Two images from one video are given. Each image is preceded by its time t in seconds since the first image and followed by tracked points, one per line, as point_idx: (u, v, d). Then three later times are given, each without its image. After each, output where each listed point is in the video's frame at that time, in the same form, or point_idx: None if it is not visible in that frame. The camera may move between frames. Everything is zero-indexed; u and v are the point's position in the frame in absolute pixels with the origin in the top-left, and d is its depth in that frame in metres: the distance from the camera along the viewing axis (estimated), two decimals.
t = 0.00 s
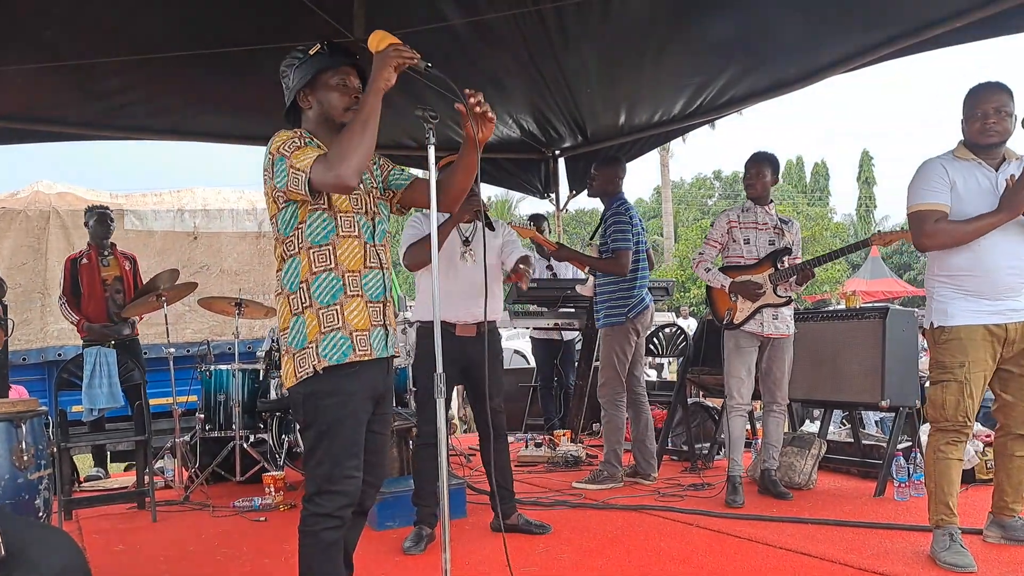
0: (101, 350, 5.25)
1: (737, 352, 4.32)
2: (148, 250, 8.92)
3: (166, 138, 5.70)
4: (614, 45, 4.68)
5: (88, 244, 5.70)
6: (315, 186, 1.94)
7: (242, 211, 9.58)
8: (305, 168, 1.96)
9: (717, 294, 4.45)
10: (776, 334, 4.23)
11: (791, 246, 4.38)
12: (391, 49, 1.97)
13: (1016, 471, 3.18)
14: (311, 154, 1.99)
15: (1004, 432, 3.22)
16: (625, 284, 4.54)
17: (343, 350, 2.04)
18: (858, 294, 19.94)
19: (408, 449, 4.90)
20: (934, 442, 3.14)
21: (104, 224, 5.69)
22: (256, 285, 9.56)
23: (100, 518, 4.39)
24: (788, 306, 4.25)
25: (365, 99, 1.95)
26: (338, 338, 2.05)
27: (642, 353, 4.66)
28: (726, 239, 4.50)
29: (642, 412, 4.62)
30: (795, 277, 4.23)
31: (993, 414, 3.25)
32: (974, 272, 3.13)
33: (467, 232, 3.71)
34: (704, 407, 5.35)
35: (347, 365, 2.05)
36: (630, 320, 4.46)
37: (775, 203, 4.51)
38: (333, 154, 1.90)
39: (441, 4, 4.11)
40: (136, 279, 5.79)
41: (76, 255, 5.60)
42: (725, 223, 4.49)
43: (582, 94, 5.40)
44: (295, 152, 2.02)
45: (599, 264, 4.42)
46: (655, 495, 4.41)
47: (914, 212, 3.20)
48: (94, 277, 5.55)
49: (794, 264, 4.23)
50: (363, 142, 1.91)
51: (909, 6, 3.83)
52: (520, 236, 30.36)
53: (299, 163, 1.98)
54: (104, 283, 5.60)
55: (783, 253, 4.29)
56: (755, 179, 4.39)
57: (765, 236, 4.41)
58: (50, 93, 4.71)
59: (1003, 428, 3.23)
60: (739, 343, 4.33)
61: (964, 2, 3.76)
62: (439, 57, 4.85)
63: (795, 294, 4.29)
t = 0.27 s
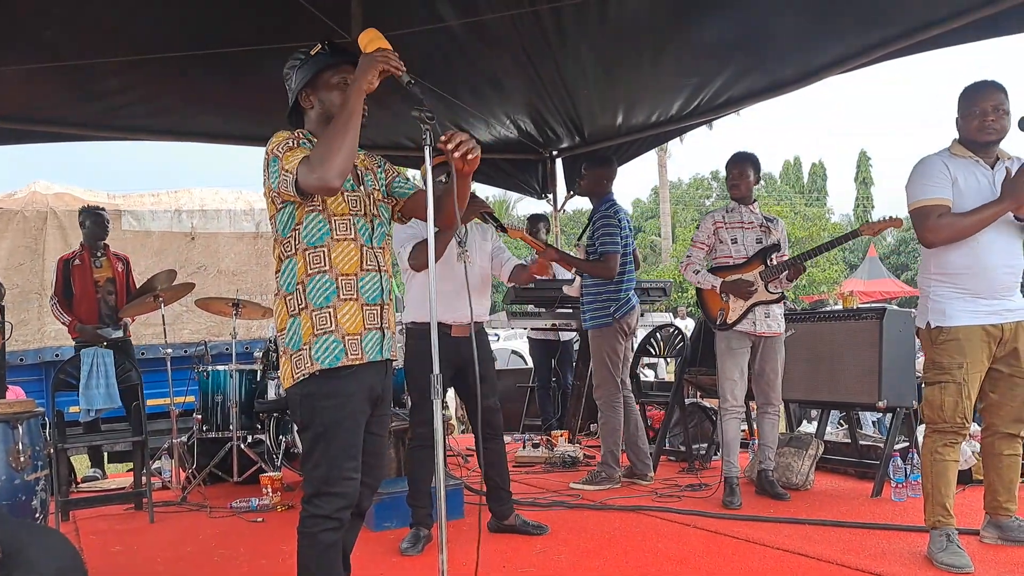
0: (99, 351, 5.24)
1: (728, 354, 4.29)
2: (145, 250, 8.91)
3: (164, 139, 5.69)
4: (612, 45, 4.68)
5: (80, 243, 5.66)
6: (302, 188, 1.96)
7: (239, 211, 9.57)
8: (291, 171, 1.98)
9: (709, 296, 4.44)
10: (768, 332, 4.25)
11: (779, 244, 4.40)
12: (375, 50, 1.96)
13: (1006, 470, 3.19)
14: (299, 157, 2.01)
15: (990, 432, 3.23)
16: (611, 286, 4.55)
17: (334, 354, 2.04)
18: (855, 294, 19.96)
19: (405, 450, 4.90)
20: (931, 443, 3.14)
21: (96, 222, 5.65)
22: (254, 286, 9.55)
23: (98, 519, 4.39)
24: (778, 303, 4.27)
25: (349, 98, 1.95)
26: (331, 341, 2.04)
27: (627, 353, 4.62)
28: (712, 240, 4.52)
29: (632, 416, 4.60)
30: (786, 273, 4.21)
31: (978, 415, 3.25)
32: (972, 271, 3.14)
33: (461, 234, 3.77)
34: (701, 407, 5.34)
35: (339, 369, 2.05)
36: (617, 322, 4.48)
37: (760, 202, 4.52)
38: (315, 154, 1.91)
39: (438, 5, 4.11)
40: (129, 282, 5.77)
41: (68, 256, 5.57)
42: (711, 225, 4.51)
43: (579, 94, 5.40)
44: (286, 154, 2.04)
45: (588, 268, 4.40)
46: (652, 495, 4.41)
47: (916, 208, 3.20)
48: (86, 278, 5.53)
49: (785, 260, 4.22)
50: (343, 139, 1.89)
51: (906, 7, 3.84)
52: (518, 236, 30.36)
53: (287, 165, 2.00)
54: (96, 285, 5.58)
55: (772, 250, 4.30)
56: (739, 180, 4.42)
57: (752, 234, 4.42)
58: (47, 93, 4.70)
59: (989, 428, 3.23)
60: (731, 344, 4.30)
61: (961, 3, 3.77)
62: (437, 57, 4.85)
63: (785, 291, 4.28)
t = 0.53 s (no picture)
0: (95, 351, 5.34)
1: (721, 354, 4.29)
2: (142, 250, 8.89)
3: (161, 139, 5.68)
4: (610, 46, 4.69)
5: (75, 242, 5.66)
6: (295, 198, 1.96)
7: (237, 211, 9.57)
8: (286, 179, 1.98)
9: (699, 297, 4.42)
10: (758, 330, 4.25)
11: (764, 240, 4.42)
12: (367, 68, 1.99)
13: (994, 469, 3.21)
14: (294, 165, 2.01)
15: (974, 433, 3.25)
16: (605, 287, 4.55)
17: (335, 356, 2.04)
18: (853, 294, 19.98)
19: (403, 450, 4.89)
20: (929, 446, 3.13)
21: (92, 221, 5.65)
22: (251, 286, 9.54)
23: (96, 520, 4.37)
24: (768, 300, 4.29)
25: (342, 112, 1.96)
26: (331, 344, 2.05)
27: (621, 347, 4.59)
28: (698, 241, 4.54)
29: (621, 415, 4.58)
30: (774, 268, 4.24)
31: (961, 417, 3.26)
32: (965, 271, 3.14)
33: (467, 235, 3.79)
34: (699, 407, 5.31)
35: (339, 371, 2.05)
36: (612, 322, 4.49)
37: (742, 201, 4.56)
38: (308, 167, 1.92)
39: (436, 5, 4.11)
40: (123, 282, 5.75)
41: (62, 257, 5.54)
42: (695, 226, 4.53)
43: (577, 95, 5.41)
44: (282, 162, 2.04)
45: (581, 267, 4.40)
46: (650, 495, 4.41)
47: (916, 207, 3.14)
48: (80, 279, 5.50)
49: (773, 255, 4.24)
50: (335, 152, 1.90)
51: (903, 7, 3.84)
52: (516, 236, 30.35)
53: (283, 174, 2.00)
54: (90, 285, 5.56)
55: (758, 246, 4.35)
56: (720, 179, 4.45)
57: (737, 232, 4.44)
58: (45, 93, 4.69)
59: (974, 430, 3.24)
60: (723, 344, 4.30)
61: (957, 3, 3.78)
62: (435, 58, 4.85)
63: (774, 286, 4.31)
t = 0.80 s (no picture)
0: (92, 351, 5.40)
1: (714, 354, 4.30)
2: (140, 250, 8.88)
3: (158, 139, 5.68)
4: (607, 45, 4.69)
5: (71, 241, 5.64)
6: (286, 205, 1.96)
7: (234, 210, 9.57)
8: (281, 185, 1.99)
9: (690, 298, 4.41)
10: (752, 329, 4.26)
11: (751, 238, 4.42)
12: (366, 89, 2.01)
13: (989, 467, 3.22)
14: (289, 171, 2.02)
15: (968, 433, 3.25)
16: (607, 287, 4.57)
17: (332, 356, 2.04)
18: (850, 293, 20.00)
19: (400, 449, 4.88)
20: (930, 447, 3.13)
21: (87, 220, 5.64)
22: (249, 286, 9.53)
23: (92, 520, 4.36)
24: (760, 298, 4.29)
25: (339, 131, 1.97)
26: (328, 344, 2.04)
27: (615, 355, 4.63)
28: (685, 242, 4.55)
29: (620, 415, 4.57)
30: (765, 267, 4.24)
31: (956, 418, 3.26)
32: (962, 272, 3.15)
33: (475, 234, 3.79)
34: (696, 406, 5.34)
35: (338, 371, 2.05)
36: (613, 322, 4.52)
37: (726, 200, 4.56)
38: (300, 178, 1.92)
39: (432, 3, 4.10)
40: (117, 281, 5.72)
41: (57, 257, 5.52)
42: (681, 227, 4.54)
43: (574, 94, 5.40)
44: (278, 166, 2.05)
45: (588, 266, 4.46)
46: (648, 494, 4.40)
47: (916, 214, 3.11)
48: (75, 279, 5.48)
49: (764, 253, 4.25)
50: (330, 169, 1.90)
51: (898, 5, 3.85)
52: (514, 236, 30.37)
53: (278, 179, 2.01)
54: (84, 285, 5.53)
55: (747, 245, 4.34)
56: (704, 178, 4.46)
57: (724, 231, 4.44)
58: (41, 93, 4.69)
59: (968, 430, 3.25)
60: (716, 344, 4.31)
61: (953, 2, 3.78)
62: (432, 57, 4.86)
63: (765, 284, 4.32)
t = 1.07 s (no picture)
0: (88, 351, 5.33)
1: (710, 354, 4.30)
2: (137, 250, 8.87)
3: (155, 138, 5.67)
4: (604, 45, 4.69)
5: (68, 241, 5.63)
6: (282, 208, 1.97)
7: (231, 210, 9.56)
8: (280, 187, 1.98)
9: (685, 298, 4.40)
10: (748, 327, 4.28)
11: (744, 237, 4.43)
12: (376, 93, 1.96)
13: (989, 465, 3.23)
14: (286, 172, 2.01)
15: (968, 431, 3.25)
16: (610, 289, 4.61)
17: (332, 358, 2.04)
18: (848, 293, 20.03)
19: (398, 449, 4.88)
20: (925, 445, 3.14)
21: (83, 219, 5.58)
22: (246, 286, 9.52)
23: (89, 521, 4.35)
24: (755, 297, 4.30)
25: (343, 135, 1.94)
26: (328, 345, 2.04)
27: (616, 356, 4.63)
28: (679, 243, 4.53)
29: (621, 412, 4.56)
30: (758, 265, 4.25)
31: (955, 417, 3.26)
32: (962, 270, 3.15)
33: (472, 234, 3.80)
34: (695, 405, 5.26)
35: (338, 372, 2.05)
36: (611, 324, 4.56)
37: (718, 199, 4.55)
38: (300, 184, 1.91)
39: (430, 3, 4.11)
40: (114, 282, 5.76)
41: (54, 257, 5.51)
42: (674, 228, 4.51)
43: (571, 93, 5.40)
44: (276, 168, 2.04)
45: (600, 266, 4.50)
46: (646, 493, 4.40)
47: (910, 213, 3.14)
48: (72, 280, 5.49)
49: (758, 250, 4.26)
50: (327, 181, 1.89)
51: (895, 4, 3.86)
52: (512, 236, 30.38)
53: (275, 180, 2.01)
54: (82, 285, 5.55)
55: (740, 245, 4.36)
56: (696, 177, 4.45)
57: (717, 231, 4.45)
58: (37, 93, 4.68)
59: (967, 428, 3.25)
60: (713, 346, 4.30)
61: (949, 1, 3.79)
62: (428, 57, 4.86)
63: (759, 284, 4.32)
